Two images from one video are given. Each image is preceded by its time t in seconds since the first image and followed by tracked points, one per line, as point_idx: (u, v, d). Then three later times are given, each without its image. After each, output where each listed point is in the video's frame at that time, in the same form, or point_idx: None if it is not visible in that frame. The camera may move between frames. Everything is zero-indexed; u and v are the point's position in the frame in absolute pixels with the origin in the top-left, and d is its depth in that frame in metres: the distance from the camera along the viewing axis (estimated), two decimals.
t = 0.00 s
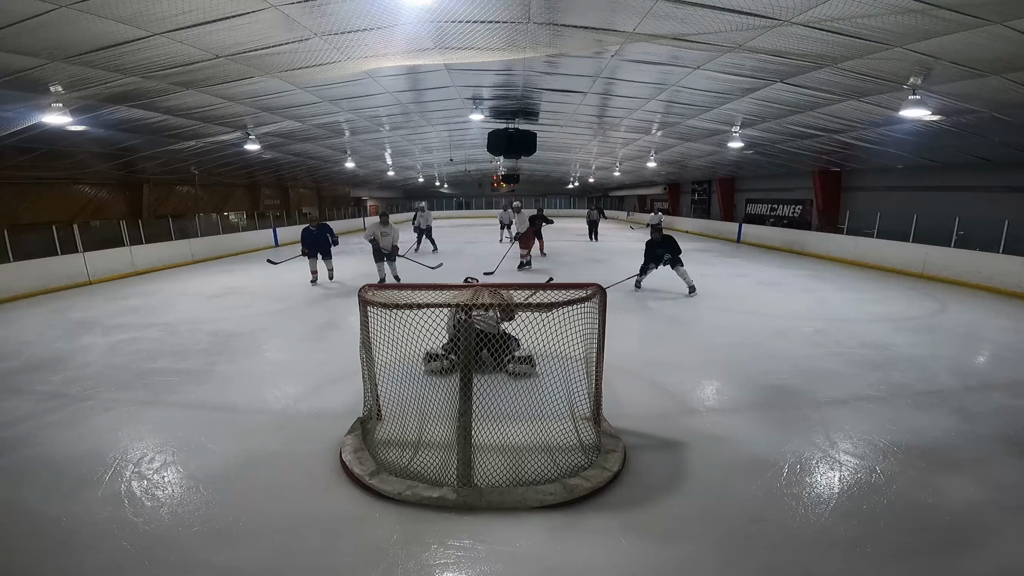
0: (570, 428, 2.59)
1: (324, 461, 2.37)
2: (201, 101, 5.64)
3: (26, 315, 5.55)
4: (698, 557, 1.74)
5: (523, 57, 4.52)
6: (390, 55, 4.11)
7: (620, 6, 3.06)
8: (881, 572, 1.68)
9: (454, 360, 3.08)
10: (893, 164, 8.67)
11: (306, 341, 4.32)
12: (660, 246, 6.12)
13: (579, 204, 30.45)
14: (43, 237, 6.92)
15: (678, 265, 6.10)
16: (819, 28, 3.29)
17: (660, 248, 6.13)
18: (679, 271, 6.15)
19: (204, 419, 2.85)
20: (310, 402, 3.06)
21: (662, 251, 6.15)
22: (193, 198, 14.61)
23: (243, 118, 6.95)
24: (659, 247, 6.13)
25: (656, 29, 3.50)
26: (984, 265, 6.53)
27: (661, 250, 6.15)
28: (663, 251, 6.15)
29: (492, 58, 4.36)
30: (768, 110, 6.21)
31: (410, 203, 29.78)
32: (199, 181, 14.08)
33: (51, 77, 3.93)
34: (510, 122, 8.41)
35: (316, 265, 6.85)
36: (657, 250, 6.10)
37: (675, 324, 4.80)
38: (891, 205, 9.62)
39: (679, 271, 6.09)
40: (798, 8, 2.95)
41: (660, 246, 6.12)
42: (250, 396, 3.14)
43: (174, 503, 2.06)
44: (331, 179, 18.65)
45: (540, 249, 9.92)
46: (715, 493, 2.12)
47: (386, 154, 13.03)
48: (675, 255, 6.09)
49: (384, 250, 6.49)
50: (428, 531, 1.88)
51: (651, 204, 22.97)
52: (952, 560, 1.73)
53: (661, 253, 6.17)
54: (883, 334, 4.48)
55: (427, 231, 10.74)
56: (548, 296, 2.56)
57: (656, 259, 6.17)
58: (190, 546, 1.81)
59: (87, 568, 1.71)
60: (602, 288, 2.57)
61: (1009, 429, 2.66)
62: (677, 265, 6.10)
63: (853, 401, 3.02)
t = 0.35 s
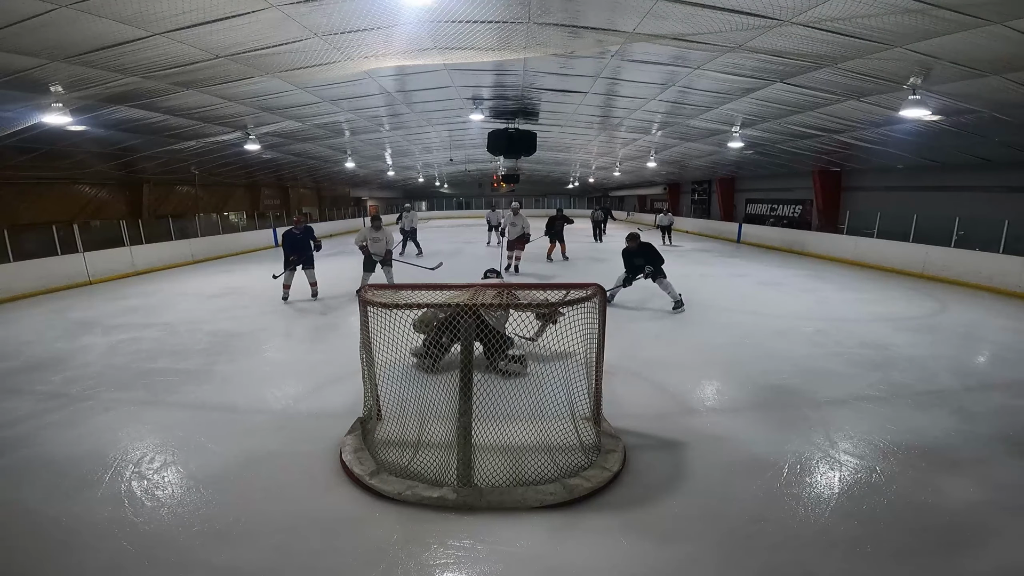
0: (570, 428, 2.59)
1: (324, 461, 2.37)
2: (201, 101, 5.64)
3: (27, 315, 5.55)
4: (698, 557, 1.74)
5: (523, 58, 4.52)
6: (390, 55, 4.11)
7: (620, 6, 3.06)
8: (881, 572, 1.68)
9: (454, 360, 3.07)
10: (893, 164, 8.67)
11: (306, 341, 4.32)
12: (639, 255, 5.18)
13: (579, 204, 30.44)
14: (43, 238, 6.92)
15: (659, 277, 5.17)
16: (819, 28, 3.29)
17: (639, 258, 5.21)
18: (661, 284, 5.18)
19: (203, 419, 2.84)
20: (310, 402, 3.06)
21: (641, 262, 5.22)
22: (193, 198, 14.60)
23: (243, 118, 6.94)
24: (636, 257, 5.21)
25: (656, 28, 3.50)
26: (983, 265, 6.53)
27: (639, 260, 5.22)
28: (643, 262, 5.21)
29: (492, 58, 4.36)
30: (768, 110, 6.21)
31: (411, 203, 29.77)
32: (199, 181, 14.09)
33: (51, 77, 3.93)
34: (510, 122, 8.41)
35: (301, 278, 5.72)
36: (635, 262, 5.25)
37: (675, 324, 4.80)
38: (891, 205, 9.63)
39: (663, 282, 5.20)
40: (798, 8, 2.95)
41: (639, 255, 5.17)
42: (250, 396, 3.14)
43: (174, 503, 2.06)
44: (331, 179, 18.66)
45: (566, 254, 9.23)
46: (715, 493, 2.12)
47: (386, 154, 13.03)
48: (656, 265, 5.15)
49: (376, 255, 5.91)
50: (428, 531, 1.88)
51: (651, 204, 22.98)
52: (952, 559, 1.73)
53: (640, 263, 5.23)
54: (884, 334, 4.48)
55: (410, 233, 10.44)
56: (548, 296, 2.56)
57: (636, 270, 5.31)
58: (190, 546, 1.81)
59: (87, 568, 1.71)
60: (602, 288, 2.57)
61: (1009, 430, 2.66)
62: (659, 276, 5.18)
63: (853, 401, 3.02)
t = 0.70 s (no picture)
0: (570, 428, 2.59)
1: (323, 461, 2.37)
2: (202, 101, 5.64)
3: (27, 315, 5.55)
4: (697, 557, 1.74)
5: (522, 58, 4.52)
6: (390, 55, 4.11)
7: (620, 6, 3.07)
8: (881, 572, 1.68)
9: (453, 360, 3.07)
10: (893, 164, 8.68)
11: (306, 341, 4.32)
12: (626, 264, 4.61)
13: (578, 204, 30.42)
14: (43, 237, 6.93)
15: (643, 290, 4.54)
16: (819, 28, 3.29)
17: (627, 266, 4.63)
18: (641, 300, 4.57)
19: (204, 419, 2.85)
20: (310, 402, 3.06)
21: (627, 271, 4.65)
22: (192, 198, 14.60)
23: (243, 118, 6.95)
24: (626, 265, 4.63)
25: (657, 29, 3.50)
26: (983, 265, 6.54)
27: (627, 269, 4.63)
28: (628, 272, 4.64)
29: (492, 58, 4.36)
30: (768, 110, 6.21)
31: (411, 203, 29.76)
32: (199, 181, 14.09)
33: (51, 77, 3.93)
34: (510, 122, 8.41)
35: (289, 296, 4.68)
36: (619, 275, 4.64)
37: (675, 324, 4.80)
38: (891, 205, 9.63)
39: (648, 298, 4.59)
40: (798, 8, 2.95)
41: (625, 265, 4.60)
42: (251, 396, 3.14)
43: (174, 503, 2.06)
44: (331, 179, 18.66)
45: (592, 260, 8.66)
46: (715, 492, 2.12)
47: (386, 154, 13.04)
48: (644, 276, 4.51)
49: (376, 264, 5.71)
50: (429, 531, 1.88)
51: (651, 204, 22.97)
52: (953, 559, 1.73)
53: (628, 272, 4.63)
54: (883, 334, 4.48)
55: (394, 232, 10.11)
56: (548, 296, 2.55)
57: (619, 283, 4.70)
58: (189, 546, 1.81)
59: (86, 568, 1.71)
60: (602, 288, 2.56)
61: (1009, 429, 2.66)
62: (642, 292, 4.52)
63: (854, 401, 3.02)
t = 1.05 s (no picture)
0: (570, 428, 2.58)
1: (323, 461, 2.37)
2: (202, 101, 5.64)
3: (27, 316, 5.55)
4: (697, 557, 1.74)
5: (522, 58, 4.52)
6: (390, 55, 4.11)
7: (621, 7, 3.06)
8: (881, 572, 1.68)
9: (454, 361, 3.06)
10: (893, 164, 8.67)
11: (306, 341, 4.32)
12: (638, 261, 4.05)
13: (579, 204, 30.41)
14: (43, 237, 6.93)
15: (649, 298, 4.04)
16: (819, 28, 3.29)
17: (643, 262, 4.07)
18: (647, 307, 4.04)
19: (203, 419, 2.84)
20: (310, 402, 3.06)
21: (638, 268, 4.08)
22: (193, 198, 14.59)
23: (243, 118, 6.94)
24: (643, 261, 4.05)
25: (657, 29, 3.50)
26: (983, 265, 6.53)
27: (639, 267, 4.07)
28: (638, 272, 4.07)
29: (493, 58, 4.36)
30: (768, 110, 6.21)
31: (411, 203, 29.75)
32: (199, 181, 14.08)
33: (51, 77, 3.93)
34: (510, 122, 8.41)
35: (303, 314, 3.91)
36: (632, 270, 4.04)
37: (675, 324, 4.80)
38: (892, 205, 9.62)
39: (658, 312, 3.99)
40: (797, 8, 2.95)
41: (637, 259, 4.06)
42: (250, 396, 3.14)
43: (174, 504, 2.06)
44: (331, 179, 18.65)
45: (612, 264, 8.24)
46: (715, 493, 2.12)
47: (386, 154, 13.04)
48: (634, 282, 3.85)
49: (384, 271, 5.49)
50: (429, 531, 1.88)
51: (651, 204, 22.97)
52: (952, 559, 1.73)
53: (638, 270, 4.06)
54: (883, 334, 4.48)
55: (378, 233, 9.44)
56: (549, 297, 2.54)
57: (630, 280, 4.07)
58: (189, 546, 1.81)
59: (86, 568, 1.71)
60: (602, 288, 2.54)
61: (1009, 430, 2.65)
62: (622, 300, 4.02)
63: (854, 402, 3.02)
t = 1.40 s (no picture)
0: (570, 428, 2.58)
1: (323, 461, 2.37)
2: (202, 101, 5.64)
3: (27, 316, 5.55)
4: (696, 557, 1.74)
5: (522, 58, 4.52)
6: (390, 55, 4.10)
7: (621, 7, 3.06)
8: (881, 572, 1.68)
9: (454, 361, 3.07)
10: (893, 164, 8.67)
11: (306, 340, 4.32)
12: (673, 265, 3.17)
13: (579, 204, 30.40)
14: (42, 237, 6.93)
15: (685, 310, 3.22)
16: (819, 28, 3.29)
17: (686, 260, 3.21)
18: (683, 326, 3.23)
19: (203, 419, 2.84)
20: (309, 402, 3.06)
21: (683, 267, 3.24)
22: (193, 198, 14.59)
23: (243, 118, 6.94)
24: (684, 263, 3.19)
25: (656, 29, 3.50)
26: (983, 265, 6.53)
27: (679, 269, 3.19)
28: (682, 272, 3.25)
29: (493, 58, 4.36)
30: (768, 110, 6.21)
31: (411, 203, 29.74)
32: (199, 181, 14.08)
33: (51, 78, 3.93)
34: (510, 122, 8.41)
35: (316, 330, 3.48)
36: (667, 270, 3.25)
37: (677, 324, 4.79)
38: (892, 205, 9.62)
39: (695, 336, 3.22)
40: (797, 8, 2.95)
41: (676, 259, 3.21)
42: (250, 396, 3.14)
43: (174, 504, 2.06)
44: (331, 179, 18.65)
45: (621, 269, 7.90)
46: (715, 493, 2.11)
47: (386, 154, 13.04)
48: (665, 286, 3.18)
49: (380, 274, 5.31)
50: (429, 531, 1.88)
51: (651, 204, 22.96)
52: (952, 558, 1.73)
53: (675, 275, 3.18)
54: (883, 334, 4.48)
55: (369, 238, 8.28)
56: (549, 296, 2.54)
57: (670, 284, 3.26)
58: (189, 547, 1.80)
59: (86, 568, 1.71)
60: (603, 288, 2.54)
61: (1010, 430, 2.65)
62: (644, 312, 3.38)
63: (854, 401, 3.02)
